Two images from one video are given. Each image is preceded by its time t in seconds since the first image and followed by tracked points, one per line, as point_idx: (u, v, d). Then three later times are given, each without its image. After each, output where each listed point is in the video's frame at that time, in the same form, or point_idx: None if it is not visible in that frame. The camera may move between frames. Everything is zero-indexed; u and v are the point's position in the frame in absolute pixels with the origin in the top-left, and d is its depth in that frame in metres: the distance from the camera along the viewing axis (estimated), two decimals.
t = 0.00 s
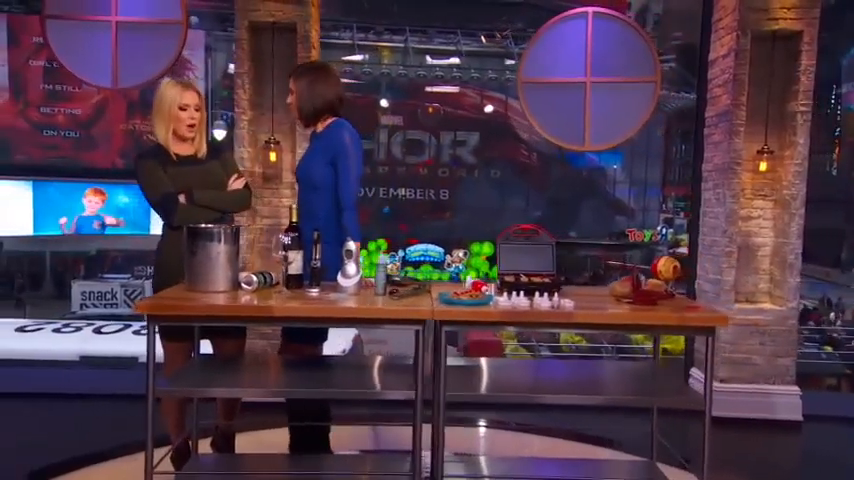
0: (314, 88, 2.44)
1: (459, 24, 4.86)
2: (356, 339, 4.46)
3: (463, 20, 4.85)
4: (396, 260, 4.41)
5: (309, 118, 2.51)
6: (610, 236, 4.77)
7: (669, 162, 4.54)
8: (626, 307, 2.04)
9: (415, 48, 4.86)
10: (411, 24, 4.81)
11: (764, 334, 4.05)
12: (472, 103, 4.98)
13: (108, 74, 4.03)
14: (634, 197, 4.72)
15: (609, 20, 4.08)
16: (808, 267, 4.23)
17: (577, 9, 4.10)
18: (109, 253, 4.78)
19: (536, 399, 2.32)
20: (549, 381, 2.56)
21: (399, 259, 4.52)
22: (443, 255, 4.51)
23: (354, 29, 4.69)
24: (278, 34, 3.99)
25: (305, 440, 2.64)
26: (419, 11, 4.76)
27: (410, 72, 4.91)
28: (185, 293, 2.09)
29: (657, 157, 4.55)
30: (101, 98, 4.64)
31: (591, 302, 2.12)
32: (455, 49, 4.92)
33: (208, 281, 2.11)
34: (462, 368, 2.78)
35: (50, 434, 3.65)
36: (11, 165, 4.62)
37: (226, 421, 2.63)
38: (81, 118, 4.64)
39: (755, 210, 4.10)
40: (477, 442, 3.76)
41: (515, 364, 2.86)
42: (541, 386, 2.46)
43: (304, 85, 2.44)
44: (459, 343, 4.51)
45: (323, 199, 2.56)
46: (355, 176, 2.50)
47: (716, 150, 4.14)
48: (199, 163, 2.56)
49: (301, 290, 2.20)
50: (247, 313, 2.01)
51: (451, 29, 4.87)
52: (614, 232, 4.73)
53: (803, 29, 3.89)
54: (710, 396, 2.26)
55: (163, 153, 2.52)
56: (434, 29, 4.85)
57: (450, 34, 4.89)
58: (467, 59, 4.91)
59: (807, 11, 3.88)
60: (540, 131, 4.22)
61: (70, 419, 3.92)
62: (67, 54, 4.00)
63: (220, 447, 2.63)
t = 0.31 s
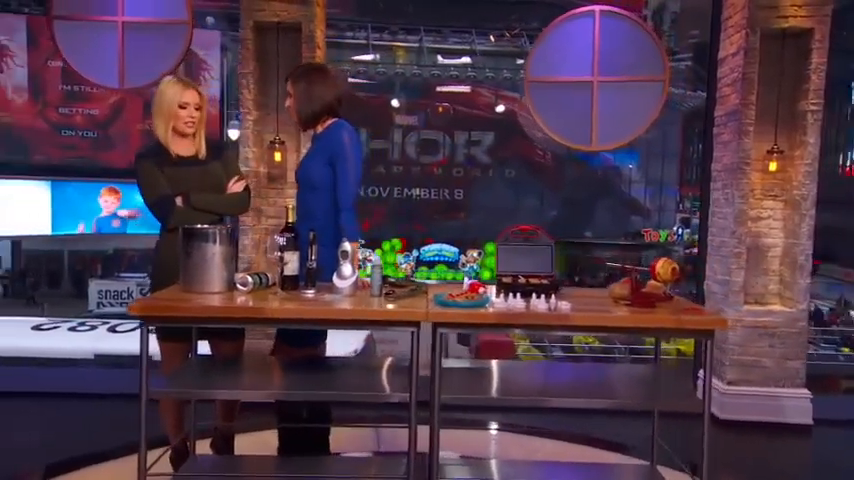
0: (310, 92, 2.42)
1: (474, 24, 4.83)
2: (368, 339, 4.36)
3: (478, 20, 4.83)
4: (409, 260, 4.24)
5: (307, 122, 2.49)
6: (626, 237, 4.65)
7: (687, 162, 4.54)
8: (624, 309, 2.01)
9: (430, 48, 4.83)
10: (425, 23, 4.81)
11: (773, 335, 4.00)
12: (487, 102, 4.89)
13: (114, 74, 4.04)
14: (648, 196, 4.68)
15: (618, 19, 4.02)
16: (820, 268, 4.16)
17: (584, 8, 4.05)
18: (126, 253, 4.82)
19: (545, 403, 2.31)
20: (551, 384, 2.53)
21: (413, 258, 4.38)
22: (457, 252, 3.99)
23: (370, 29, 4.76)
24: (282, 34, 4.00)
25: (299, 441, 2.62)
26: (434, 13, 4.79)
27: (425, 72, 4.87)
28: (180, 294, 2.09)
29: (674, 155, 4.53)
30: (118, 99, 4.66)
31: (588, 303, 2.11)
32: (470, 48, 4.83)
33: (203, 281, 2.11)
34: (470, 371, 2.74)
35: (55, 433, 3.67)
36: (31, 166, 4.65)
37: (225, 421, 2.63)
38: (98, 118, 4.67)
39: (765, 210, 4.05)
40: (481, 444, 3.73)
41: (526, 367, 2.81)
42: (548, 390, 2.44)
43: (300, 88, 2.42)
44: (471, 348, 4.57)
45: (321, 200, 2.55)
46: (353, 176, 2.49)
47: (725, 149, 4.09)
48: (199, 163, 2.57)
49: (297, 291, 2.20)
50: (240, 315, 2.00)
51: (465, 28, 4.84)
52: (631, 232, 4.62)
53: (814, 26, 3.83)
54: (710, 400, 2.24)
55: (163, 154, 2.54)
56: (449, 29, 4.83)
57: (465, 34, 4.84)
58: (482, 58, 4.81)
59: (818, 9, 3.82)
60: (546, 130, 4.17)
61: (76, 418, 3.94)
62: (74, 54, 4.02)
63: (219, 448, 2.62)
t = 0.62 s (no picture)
0: (323, 89, 2.39)
1: (498, 21, 4.77)
2: (387, 336, 4.39)
3: (502, 17, 4.77)
4: (432, 258, 4.56)
5: (320, 120, 2.47)
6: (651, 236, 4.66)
7: (713, 160, 4.56)
8: (635, 310, 1.97)
9: (453, 45, 4.78)
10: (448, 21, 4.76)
11: (796, 337, 3.90)
12: (510, 100, 4.80)
13: (130, 71, 4.01)
14: (673, 194, 4.66)
15: (637, 14, 3.77)
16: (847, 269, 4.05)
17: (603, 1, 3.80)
18: (152, 249, 4.92)
19: (562, 407, 2.25)
20: (564, 386, 2.48)
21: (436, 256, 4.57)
22: (479, 251, 4.51)
23: (392, 27, 4.75)
24: (297, 31, 3.98)
25: (304, 442, 2.61)
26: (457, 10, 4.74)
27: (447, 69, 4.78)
28: (185, 292, 2.08)
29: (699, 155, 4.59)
30: (144, 97, 4.70)
31: (598, 303, 2.07)
32: (493, 46, 4.78)
33: (208, 280, 2.10)
34: (488, 372, 2.68)
35: (69, 429, 3.70)
36: (59, 164, 4.71)
37: (234, 421, 2.62)
38: (126, 116, 4.70)
39: (788, 209, 3.95)
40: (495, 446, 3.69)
41: (545, 369, 2.74)
42: (566, 393, 2.37)
43: (313, 86, 2.39)
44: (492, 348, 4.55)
45: (332, 199, 2.52)
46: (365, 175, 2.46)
47: (747, 146, 3.99)
48: (208, 161, 2.57)
49: (303, 290, 2.18)
50: (244, 314, 1.98)
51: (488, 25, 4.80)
52: (655, 231, 4.64)
53: (840, 20, 3.73)
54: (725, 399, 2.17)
55: (173, 151, 2.53)
56: (472, 26, 4.77)
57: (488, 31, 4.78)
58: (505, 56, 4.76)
59: (844, 2, 3.72)
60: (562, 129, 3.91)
61: (92, 414, 3.97)
62: (88, 48, 4.00)
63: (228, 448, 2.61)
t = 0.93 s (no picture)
0: (345, 83, 2.37)
1: (521, 17, 4.69)
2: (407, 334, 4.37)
3: (524, 12, 4.68)
4: (455, 255, 4.67)
5: (337, 113, 2.45)
6: (675, 233, 4.67)
7: (739, 158, 4.49)
8: (650, 310, 1.92)
9: (475, 42, 4.71)
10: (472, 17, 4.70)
11: (821, 339, 3.79)
12: (532, 96, 4.73)
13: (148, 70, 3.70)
14: (699, 191, 4.66)
15: (657, 7, 3.46)
16: None
17: None
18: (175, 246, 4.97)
19: (579, 409, 2.19)
20: (582, 389, 2.40)
21: (458, 254, 4.68)
22: (502, 248, 4.66)
23: (415, 24, 4.70)
24: (313, 26, 3.96)
25: (314, 441, 2.59)
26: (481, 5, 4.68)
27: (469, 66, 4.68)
28: (192, 290, 2.07)
29: (724, 152, 4.54)
30: (168, 95, 4.72)
31: (612, 304, 2.01)
32: (516, 43, 4.70)
33: (215, 278, 2.09)
34: (506, 373, 2.63)
35: (85, 425, 3.72)
36: (88, 161, 4.76)
37: (244, 420, 2.60)
38: (151, 114, 4.73)
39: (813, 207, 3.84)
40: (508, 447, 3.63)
41: (564, 370, 2.68)
42: (586, 396, 2.31)
43: (335, 80, 2.37)
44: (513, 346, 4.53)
45: (342, 195, 2.49)
46: (376, 172, 2.44)
47: (771, 143, 3.90)
48: (217, 158, 2.54)
49: (311, 287, 2.17)
50: (247, 313, 1.96)
51: (511, 22, 4.71)
52: (680, 229, 4.66)
53: None
54: (742, 396, 2.09)
55: (182, 148, 2.51)
56: (494, 22, 4.70)
57: (511, 27, 4.70)
58: (528, 52, 4.70)
59: None
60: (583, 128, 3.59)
61: (109, 409, 3.99)
62: (107, 46, 3.72)
63: (238, 447, 2.59)
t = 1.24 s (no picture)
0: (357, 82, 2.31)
1: (543, 14, 4.60)
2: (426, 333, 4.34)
3: (545, 9, 4.60)
4: (476, 254, 4.61)
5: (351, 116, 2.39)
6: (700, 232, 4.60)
7: (766, 154, 4.38)
8: (667, 313, 1.87)
9: (497, 40, 4.67)
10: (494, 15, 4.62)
11: (847, 341, 3.69)
12: (554, 94, 4.68)
13: (166, 69, 3.60)
14: (725, 190, 4.56)
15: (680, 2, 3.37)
16: None
17: None
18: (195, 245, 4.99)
19: (599, 414, 2.14)
20: (601, 393, 2.35)
21: (479, 253, 4.60)
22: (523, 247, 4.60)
23: (438, 22, 4.64)
24: (330, 24, 3.93)
25: (327, 442, 2.58)
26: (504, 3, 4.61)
27: (492, 65, 4.67)
28: (201, 290, 2.06)
29: (751, 150, 4.45)
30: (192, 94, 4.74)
31: (628, 305, 1.97)
32: (538, 40, 4.65)
33: (225, 278, 2.07)
34: (524, 376, 2.58)
35: (104, 421, 3.75)
36: (116, 160, 4.78)
37: (257, 420, 2.59)
38: (175, 113, 4.76)
39: (840, 206, 3.74)
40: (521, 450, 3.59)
41: (584, 373, 2.63)
42: (606, 399, 2.26)
43: (345, 83, 2.30)
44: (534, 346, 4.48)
45: (363, 197, 2.46)
46: (400, 174, 2.42)
47: (797, 140, 3.81)
48: (230, 156, 2.52)
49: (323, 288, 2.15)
50: (255, 314, 1.94)
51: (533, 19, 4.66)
52: (705, 229, 4.58)
53: None
54: (762, 399, 2.04)
55: (196, 145, 2.50)
56: (517, 19, 4.64)
57: (533, 24, 4.64)
58: (550, 50, 4.64)
59: None
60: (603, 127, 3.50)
61: (128, 406, 4.01)
62: (126, 46, 3.62)
63: (251, 447, 2.58)
